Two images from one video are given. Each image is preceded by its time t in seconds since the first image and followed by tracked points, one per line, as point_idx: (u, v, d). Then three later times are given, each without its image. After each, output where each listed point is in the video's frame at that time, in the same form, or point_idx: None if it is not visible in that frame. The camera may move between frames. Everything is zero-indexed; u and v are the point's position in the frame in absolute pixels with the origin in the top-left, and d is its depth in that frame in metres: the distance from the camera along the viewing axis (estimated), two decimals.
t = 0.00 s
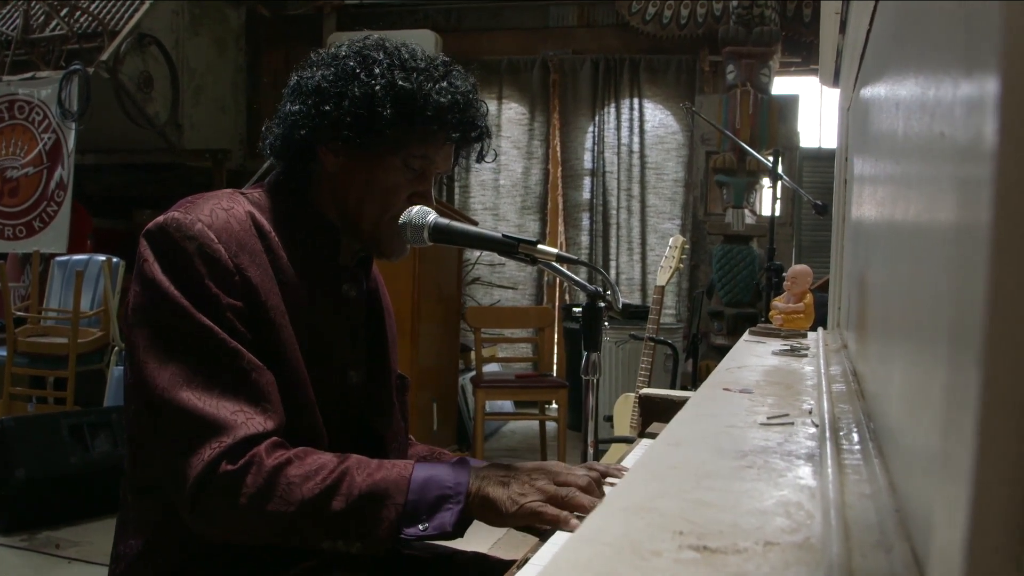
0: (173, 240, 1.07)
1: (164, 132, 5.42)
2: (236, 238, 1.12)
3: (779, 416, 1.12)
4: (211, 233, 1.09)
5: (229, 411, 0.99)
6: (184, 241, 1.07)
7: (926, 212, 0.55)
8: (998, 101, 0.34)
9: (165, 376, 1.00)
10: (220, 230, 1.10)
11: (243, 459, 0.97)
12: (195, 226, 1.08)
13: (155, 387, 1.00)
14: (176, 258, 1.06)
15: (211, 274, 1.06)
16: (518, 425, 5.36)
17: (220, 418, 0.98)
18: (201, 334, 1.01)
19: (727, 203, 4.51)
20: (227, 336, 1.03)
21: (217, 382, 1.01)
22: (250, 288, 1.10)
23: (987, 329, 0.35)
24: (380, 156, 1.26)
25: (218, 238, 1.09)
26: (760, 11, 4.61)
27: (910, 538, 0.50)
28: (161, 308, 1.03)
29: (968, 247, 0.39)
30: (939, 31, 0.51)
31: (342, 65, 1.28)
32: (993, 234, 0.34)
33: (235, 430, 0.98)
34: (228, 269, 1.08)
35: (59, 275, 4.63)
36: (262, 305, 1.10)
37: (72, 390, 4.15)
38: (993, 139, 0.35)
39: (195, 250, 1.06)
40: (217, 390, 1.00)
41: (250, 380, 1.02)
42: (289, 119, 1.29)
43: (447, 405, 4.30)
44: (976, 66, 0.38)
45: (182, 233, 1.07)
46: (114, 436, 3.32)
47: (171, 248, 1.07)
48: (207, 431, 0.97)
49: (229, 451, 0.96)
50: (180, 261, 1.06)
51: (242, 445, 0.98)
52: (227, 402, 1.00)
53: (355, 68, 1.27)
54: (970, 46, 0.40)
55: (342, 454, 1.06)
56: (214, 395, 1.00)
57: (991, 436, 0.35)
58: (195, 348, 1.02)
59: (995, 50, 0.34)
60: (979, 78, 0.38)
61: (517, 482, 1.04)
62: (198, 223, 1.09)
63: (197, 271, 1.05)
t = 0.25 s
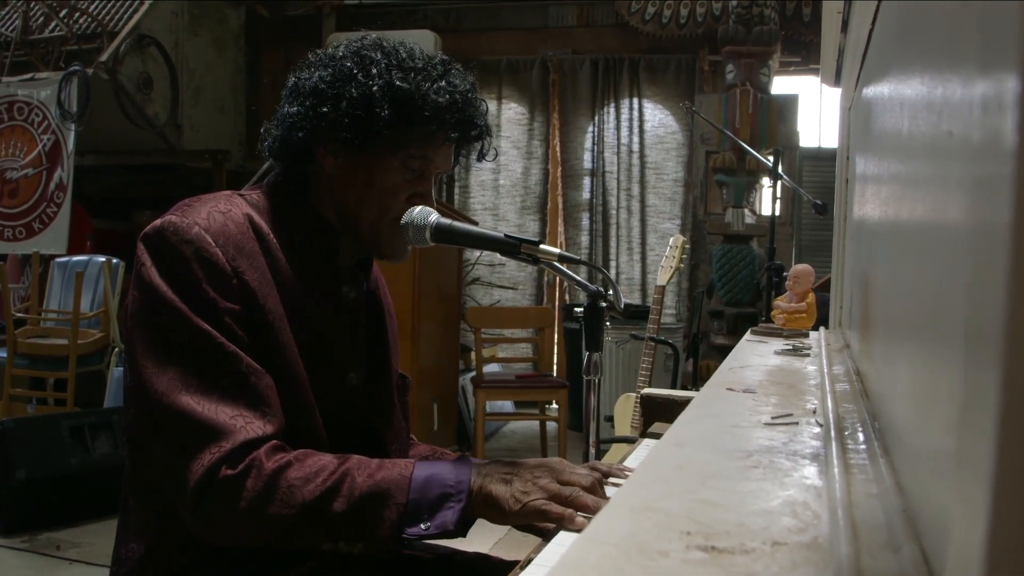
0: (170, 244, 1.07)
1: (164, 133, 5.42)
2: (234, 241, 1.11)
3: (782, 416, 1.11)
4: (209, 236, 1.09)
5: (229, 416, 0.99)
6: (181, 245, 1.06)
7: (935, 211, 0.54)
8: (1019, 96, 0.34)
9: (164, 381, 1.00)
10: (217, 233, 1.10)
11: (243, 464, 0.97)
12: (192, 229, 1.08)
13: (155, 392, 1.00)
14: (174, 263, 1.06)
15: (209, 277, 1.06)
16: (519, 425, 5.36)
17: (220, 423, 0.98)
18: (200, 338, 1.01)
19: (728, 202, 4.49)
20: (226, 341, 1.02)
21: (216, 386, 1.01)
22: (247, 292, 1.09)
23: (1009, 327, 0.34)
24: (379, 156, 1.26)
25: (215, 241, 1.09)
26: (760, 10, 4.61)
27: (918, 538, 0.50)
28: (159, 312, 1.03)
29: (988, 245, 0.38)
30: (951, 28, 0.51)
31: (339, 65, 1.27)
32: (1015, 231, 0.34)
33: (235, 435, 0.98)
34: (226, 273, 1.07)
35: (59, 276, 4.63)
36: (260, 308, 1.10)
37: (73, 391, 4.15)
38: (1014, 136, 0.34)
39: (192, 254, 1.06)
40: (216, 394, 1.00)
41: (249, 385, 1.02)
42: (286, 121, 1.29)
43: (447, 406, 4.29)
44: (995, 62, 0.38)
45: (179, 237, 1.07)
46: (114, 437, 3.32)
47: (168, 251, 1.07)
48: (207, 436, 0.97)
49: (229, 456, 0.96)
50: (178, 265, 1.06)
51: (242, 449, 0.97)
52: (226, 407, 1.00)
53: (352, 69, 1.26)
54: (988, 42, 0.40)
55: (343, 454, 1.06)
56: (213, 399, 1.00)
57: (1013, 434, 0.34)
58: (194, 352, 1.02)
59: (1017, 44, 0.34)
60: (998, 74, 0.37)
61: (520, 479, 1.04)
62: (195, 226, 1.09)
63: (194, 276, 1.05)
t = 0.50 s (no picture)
0: (166, 253, 1.06)
1: (161, 137, 5.41)
2: (230, 249, 1.11)
3: (784, 418, 1.11)
4: (204, 245, 1.08)
5: (227, 427, 0.99)
6: (177, 254, 1.06)
7: (940, 212, 0.54)
8: None
9: (162, 391, 1.00)
10: (214, 241, 1.09)
11: (242, 474, 0.96)
12: (188, 238, 1.07)
13: (153, 402, 1.00)
14: (170, 271, 1.06)
15: (205, 286, 1.06)
16: (518, 427, 5.36)
17: (219, 434, 0.98)
18: (197, 348, 1.01)
19: (725, 202, 4.47)
20: (223, 350, 1.02)
21: (214, 396, 1.00)
22: (244, 299, 1.09)
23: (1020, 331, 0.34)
24: (377, 159, 1.26)
25: (211, 249, 1.09)
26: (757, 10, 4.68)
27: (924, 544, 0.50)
28: (156, 322, 1.03)
29: (996, 246, 0.38)
30: (955, 27, 0.51)
31: (333, 69, 1.28)
32: None
33: (234, 446, 0.97)
34: (222, 282, 1.07)
35: (57, 281, 4.62)
36: (257, 316, 1.09)
37: (71, 396, 4.14)
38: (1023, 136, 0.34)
39: (188, 263, 1.06)
40: (214, 405, 1.00)
41: (247, 394, 1.01)
42: (283, 126, 1.30)
43: (447, 408, 4.29)
44: (1003, 61, 0.38)
45: (175, 245, 1.06)
46: (113, 442, 3.32)
47: (164, 260, 1.06)
48: (205, 447, 0.97)
49: (228, 467, 0.96)
50: (174, 275, 1.05)
51: (241, 460, 0.97)
52: (224, 417, 0.99)
53: (347, 72, 1.26)
54: (996, 42, 0.39)
55: (342, 461, 1.06)
56: (211, 409, 1.00)
57: None
58: (192, 362, 1.01)
59: None
60: (1007, 73, 0.37)
61: (521, 482, 1.04)
62: (191, 234, 1.08)
63: (191, 285, 1.05)
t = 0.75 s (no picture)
0: (164, 259, 1.06)
1: (160, 140, 5.41)
2: (228, 252, 1.11)
3: (786, 421, 1.11)
4: (202, 249, 1.08)
5: (227, 432, 0.99)
6: (175, 259, 1.06)
7: (945, 213, 0.54)
8: None
9: (162, 396, 1.00)
10: (211, 245, 1.09)
11: (243, 480, 0.96)
12: (185, 243, 1.07)
13: (153, 408, 1.00)
14: (168, 277, 1.06)
15: (204, 291, 1.06)
16: (518, 429, 5.36)
17: (219, 439, 0.98)
18: (196, 353, 1.01)
19: (722, 204, 4.44)
20: (222, 355, 1.02)
21: (214, 401, 1.00)
22: (243, 304, 1.09)
23: None
24: (374, 162, 1.25)
25: (209, 254, 1.09)
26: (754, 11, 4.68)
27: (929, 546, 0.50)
28: (155, 328, 1.03)
29: (1005, 248, 0.38)
30: (960, 28, 0.51)
31: (328, 73, 1.27)
32: None
33: (233, 451, 0.97)
34: (220, 286, 1.07)
35: (56, 285, 4.61)
36: (256, 321, 1.09)
37: (70, 400, 4.14)
38: None
39: (186, 268, 1.06)
40: (214, 410, 1.00)
41: (246, 398, 1.01)
42: (278, 132, 1.29)
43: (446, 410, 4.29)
44: (1010, 63, 0.38)
45: (172, 251, 1.07)
46: (113, 446, 3.31)
47: (162, 266, 1.06)
48: (205, 452, 0.97)
49: (228, 473, 0.96)
50: (173, 279, 1.05)
51: (242, 465, 0.97)
52: (224, 423, 0.99)
53: (342, 75, 1.25)
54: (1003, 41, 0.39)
55: (343, 466, 1.06)
56: (211, 414, 1.00)
57: None
58: (191, 367, 1.01)
59: None
60: (1014, 75, 0.37)
61: (523, 485, 1.04)
62: (189, 239, 1.08)
63: (189, 290, 1.05)
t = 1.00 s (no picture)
0: (162, 259, 1.06)
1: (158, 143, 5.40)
2: (227, 253, 1.10)
3: (786, 423, 1.11)
4: (200, 250, 1.08)
5: (228, 434, 0.99)
6: (173, 259, 1.06)
7: (946, 216, 0.54)
8: None
9: (162, 398, 1.00)
10: (210, 245, 1.09)
11: (243, 482, 0.96)
12: (183, 243, 1.07)
13: (153, 409, 1.00)
14: (166, 278, 1.05)
15: (202, 292, 1.06)
16: (517, 431, 5.36)
17: (219, 441, 0.97)
18: (195, 353, 1.01)
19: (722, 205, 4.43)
20: (221, 356, 1.02)
21: (213, 402, 1.00)
22: (241, 305, 1.09)
23: None
24: (369, 162, 1.25)
25: (207, 255, 1.08)
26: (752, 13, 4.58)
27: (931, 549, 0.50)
28: (154, 329, 1.03)
29: (1008, 252, 0.38)
30: (960, 32, 0.51)
31: (323, 74, 1.27)
32: None
33: (233, 453, 0.97)
34: (219, 287, 1.07)
35: (54, 287, 4.61)
36: (254, 322, 1.09)
37: (69, 403, 4.13)
38: None
39: (184, 268, 1.05)
40: (213, 411, 1.00)
41: (246, 399, 1.01)
42: (275, 134, 1.30)
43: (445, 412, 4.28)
44: (1011, 67, 0.38)
45: (170, 251, 1.06)
46: (112, 448, 3.31)
47: (160, 266, 1.06)
48: (205, 453, 0.97)
49: (227, 475, 0.96)
50: (171, 280, 1.05)
51: (243, 467, 0.97)
52: (224, 424, 0.99)
53: (336, 76, 1.25)
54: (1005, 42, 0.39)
55: (344, 468, 1.06)
56: (210, 415, 0.99)
57: None
58: (189, 368, 1.01)
59: None
60: (1016, 78, 0.37)
61: (525, 487, 1.04)
62: (187, 240, 1.08)
63: (188, 290, 1.04)
